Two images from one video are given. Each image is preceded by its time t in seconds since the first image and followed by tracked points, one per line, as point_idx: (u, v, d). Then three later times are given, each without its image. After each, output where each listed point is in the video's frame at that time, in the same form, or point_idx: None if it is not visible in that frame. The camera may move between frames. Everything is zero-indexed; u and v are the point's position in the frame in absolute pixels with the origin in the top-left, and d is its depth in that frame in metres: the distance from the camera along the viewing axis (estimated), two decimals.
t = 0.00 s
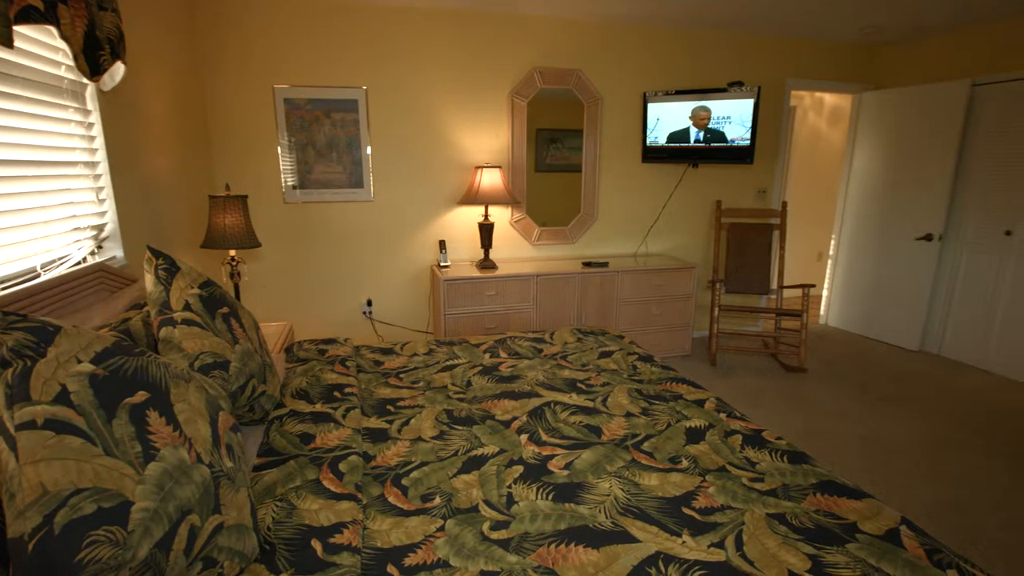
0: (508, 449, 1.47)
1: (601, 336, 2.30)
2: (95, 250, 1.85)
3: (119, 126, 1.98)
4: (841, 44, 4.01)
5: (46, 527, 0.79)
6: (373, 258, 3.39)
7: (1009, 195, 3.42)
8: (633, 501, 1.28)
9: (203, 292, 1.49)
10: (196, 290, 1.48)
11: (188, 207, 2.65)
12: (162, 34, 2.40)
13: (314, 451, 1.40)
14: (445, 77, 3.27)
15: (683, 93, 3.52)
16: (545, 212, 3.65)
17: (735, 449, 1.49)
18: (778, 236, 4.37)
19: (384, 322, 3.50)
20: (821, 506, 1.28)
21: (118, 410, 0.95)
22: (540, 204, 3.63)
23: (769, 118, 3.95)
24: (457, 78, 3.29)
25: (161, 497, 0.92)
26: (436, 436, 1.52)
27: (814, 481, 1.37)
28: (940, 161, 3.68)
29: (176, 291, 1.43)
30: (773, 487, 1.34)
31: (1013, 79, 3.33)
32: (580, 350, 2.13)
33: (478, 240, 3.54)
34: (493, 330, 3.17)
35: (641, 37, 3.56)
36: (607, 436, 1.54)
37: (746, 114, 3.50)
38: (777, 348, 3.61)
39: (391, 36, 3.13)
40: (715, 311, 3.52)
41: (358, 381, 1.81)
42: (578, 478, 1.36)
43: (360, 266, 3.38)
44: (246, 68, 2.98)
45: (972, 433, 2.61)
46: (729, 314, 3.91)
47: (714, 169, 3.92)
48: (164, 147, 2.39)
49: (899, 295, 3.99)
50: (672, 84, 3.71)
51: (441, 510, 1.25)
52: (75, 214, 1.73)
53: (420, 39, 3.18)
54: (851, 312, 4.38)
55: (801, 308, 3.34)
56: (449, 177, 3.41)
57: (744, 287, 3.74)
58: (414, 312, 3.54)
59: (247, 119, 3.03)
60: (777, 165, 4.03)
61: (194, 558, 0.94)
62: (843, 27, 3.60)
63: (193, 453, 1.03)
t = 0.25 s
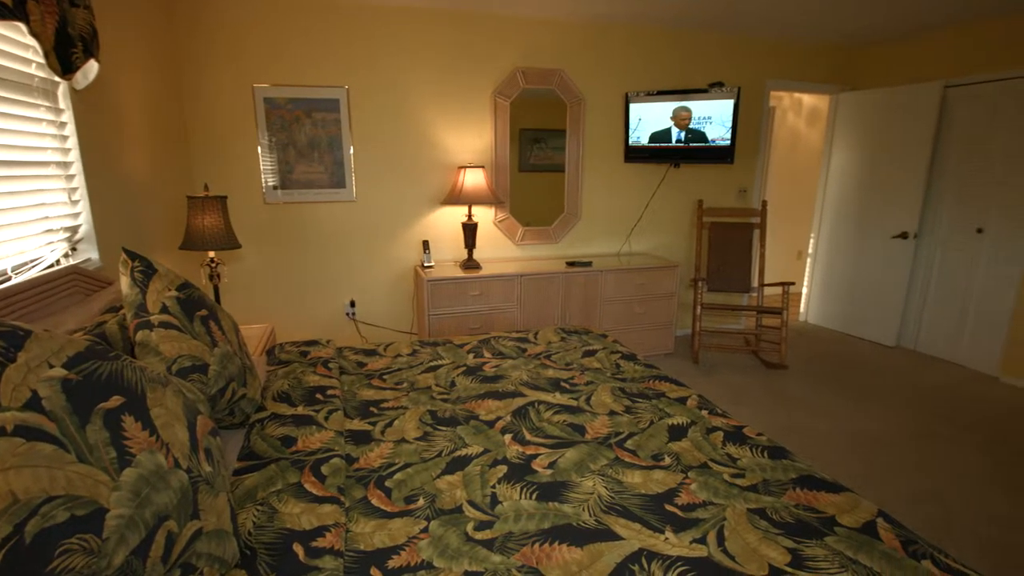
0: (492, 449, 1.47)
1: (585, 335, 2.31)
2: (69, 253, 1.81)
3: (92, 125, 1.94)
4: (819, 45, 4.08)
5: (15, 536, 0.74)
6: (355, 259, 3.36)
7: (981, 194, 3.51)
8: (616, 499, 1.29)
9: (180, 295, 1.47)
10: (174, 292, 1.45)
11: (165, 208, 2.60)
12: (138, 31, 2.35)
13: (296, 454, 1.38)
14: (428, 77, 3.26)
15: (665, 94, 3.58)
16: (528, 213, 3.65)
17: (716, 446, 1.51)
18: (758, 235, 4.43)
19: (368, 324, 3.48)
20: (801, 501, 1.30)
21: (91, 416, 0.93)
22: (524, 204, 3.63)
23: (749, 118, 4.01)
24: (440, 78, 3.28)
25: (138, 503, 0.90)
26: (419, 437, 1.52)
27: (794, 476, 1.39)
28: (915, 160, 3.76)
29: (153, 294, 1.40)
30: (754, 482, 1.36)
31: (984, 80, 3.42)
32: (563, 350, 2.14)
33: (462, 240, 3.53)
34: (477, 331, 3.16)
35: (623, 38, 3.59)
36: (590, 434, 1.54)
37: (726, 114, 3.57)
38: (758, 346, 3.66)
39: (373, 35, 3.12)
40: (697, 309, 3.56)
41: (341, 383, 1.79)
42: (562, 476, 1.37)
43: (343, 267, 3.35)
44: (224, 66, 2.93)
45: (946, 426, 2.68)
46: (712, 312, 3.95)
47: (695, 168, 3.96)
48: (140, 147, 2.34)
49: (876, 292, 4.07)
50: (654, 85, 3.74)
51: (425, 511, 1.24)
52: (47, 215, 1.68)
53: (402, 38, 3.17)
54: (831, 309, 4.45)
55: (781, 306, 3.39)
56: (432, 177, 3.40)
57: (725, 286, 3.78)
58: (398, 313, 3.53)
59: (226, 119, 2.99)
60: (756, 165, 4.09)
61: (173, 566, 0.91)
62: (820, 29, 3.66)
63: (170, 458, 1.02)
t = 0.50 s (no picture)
0: (476, 449, 1.47)
1: (568, 334, 2.32)
2: (42, 255, 1.76)
3: (65, 125, 1.90)
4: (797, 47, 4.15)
5: None
6: (338, 260, 3.33)
7: (953, 193, 3.60)
8: (600, 497, 1.30)
9: (157, 297, 1.44)
10: (150, 295, 1.43)
11: (141, 209, 2.55)
12: (112, 28, 2.31)
13: (277, 457, 1.37)
14: (410, 76, 3.24)
15: (647, 94, 3.61)
16: (512, 212, 3.66)
17: (698, 443, 1.53)
18: (739, 234, 4.49)
19: (351, 325, 3.45)
20: (781, 495, 1.32)
21: (64, 422, 0.91)
22: (507, 204, 3.63)
23: (729, 118, 4.06)
24: (422, 78, 3.27)
25: (113, 510, 0.88)
26: (403, 438, 1.51)
27: (773, 471, 1.41)
28: (890, 160, 3.84)
29: (129, 296, 1.38)
30: (734, 478, 1.38)
31: (957, 82, 3.51)
32: (547, 349, 2.15)
33: (445, 240, 3.52)
34: (461, 331, 3.16)
35: (604, 38, 3.61)
36: (574, 433, 1.55)
37: (706, 115, 3.61)
38: (740, 343, 3.71)
39: (353, 34, 3.09)
40: (680, 308, 3.59)
41: (323, 385, 1.78)
42: (545, 475, 1.37)
43: (325, 268, 3.32)
44: (202, 64, 2.89)
45: (922, 420, 2.74)
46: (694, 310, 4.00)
47: (677, 168, 4.00)
48: (115, 147, 2.29)
49: (854, 289, 4.14)
50: (636, 85, 3.77)
51: (408, 513, 1.24)
52: (18, 216, 1.64)
53: (383, 37, 3.15)
54: (810, 307, 4.53)
55: (762, 304, 3.43)
56: (414, 176, 3.39)
57: (707, 284, 3.83)
58: (382, 314, 3.51)
59: (204, 118, 2.94)
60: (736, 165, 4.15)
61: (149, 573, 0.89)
62: (797, 30, 3.72)
63: (147, 464, 1.00)
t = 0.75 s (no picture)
0: (460, 449, 1.47)
1: (552, 334, 2.32)
2: (12, 257, 1.71)
3: (35, 124, 1.85)
4: (775, 48, 4.21)
5: None
6: (319, 260, 3.30)
7: (927, 192, 3.68)
8: (583, 496, 1.30)
9: (133, 300, 1.42)
10: (126, 298, 1.40)
11: (116, 210, 2.50)
12: (83, 25, 2.26)
13: (257, 461, 1.35)
14: (391, 76, 3.22)
15: (629, 94, 3.63)
16: (495, 212, 3.66)
17: (679, 440, 1.54)
18: (720, 233, 4.54)
19: (333, 326, 3.42)
20: (760, 490, 1.34)
21: (34, 429, 0.88)
22: (491, 203, 3.63)
23: (709, 119, 4.10)
24: (404, 77, 3.25)
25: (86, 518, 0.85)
26: (386, 440, 1.50)
27: (753, 467, 1.43)
28: (866, 159, 3.92)
29: (103, 299, 1.35)
30: (715, 474, 1.39)
31: (930, 83, 3.60)
32: (531, 349, 2.15)
33: (428, 241, 3.51)
34: (445, 331, 3.14)
35: (586, 39, 3.63)
36: (557, 432, 1.56)
37: (687, 115, 3.64)
38: (721, 341, 3.76)
39: (334, 33, 3.06)
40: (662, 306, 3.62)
41: (304, 388, 1.76)
42: (529, 475, 1.37)
43: (307, 269, 3.29)
44: (178, 63, 2.84)
45: (897, 415, 2.80)
46: (676, 309, 4.04)
47: (659, 168, 4.04)
48: (88, 147, 2.24)
49: (833, 286, 4.22)
50: (617, 85, 3.79)
51: (391, 515, 1.23)
52: None
53: (364, 36, 3.13)
54: (790, 304, 4.60)
55: (743, 302, 3.48)
56: (397, 176, 3.37)
57: (688, 282, 3.88)
58: (364, 315, 3.48)
59: (181, 117, 2.89)
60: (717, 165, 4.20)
61: None
62: (775, 32, 3.78)
63: (122, 470, 0.98)
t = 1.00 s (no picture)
0: (442, 450, 1.47)
1: (533, 333, 2.33)
2: None
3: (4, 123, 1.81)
4: (752, 49, 4.28)
5: None
6: (299, 261, 3.26)
7: (899, 190, 3.77)
8: (565, 494, 1.31)
9: (105, 304, 1.39)
10: (98, 301, 1.37)
11: (88, 211, 2.44)
12: (51, 23, 2.20)
13: (235, 466, 1.33)
14: (371, 75, 3.20)
15: (609, 94, 3.65)
16: (477, 212, 3.65)
17: (660, 437, 1.56)
18: (699, 232, 4.59)
19: (314, 328, 3.38)
20: (739, 485, 1.36)
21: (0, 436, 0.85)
22: (472, 203, 3.63)
23: (688, 119, 4.15)
24: (383, 76, 3.23)
25: (55, 527, 0.83)
26: (366, 442, 1.49)
27: (732, 462, 1.45)
28: (841, 159, 4.00)
29: (73, 303, 1.32)
30: (695, 470, 1.41)
31: (901, 85, 3.69)
32: (513, 348, 2.15)
33: (409, 241, 3.49)
34: (427, 332, 3.13)
35: (566, 39, 3.65)
36: (539, 431, 1.56)
37: (665, 115, 3.68)
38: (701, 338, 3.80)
39: (312, 31, 3.03)
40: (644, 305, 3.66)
41: (284, 391, 1.74)
42: (511, 475, 1.38)
43: (286, 270, 3.25)
44: (151, 60, 2.78)
45: (871, 409, 2.87)
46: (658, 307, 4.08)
47: (639, 167, 4.07)
48: (58, 146, 2.19)
49: (810, 284, 4.30)
50: (598, 86, 3.82)
51: (372, 518, 1.22)
52: None
53: (342, 35, 3.10)
54: (769, 302, 4.67)
55: (722, 300, 3.53)
56: (377, 176, 3.34)
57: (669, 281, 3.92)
58: (345, 317, 3.45)
59: (155, 116, 2.83)
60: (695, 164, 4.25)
61: None
62: (752, 33, 3.84)
63: (93, 478, 0.95)
